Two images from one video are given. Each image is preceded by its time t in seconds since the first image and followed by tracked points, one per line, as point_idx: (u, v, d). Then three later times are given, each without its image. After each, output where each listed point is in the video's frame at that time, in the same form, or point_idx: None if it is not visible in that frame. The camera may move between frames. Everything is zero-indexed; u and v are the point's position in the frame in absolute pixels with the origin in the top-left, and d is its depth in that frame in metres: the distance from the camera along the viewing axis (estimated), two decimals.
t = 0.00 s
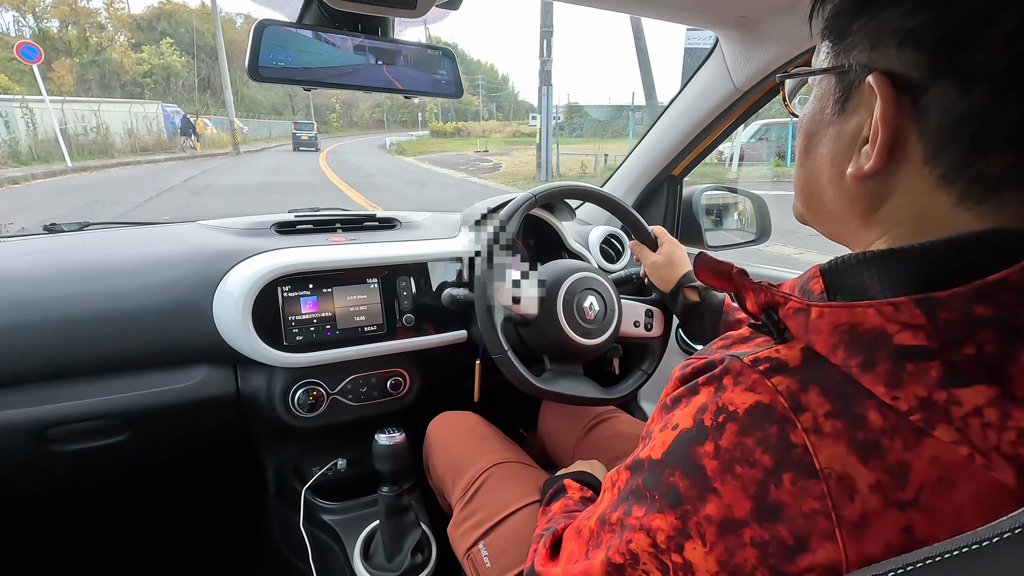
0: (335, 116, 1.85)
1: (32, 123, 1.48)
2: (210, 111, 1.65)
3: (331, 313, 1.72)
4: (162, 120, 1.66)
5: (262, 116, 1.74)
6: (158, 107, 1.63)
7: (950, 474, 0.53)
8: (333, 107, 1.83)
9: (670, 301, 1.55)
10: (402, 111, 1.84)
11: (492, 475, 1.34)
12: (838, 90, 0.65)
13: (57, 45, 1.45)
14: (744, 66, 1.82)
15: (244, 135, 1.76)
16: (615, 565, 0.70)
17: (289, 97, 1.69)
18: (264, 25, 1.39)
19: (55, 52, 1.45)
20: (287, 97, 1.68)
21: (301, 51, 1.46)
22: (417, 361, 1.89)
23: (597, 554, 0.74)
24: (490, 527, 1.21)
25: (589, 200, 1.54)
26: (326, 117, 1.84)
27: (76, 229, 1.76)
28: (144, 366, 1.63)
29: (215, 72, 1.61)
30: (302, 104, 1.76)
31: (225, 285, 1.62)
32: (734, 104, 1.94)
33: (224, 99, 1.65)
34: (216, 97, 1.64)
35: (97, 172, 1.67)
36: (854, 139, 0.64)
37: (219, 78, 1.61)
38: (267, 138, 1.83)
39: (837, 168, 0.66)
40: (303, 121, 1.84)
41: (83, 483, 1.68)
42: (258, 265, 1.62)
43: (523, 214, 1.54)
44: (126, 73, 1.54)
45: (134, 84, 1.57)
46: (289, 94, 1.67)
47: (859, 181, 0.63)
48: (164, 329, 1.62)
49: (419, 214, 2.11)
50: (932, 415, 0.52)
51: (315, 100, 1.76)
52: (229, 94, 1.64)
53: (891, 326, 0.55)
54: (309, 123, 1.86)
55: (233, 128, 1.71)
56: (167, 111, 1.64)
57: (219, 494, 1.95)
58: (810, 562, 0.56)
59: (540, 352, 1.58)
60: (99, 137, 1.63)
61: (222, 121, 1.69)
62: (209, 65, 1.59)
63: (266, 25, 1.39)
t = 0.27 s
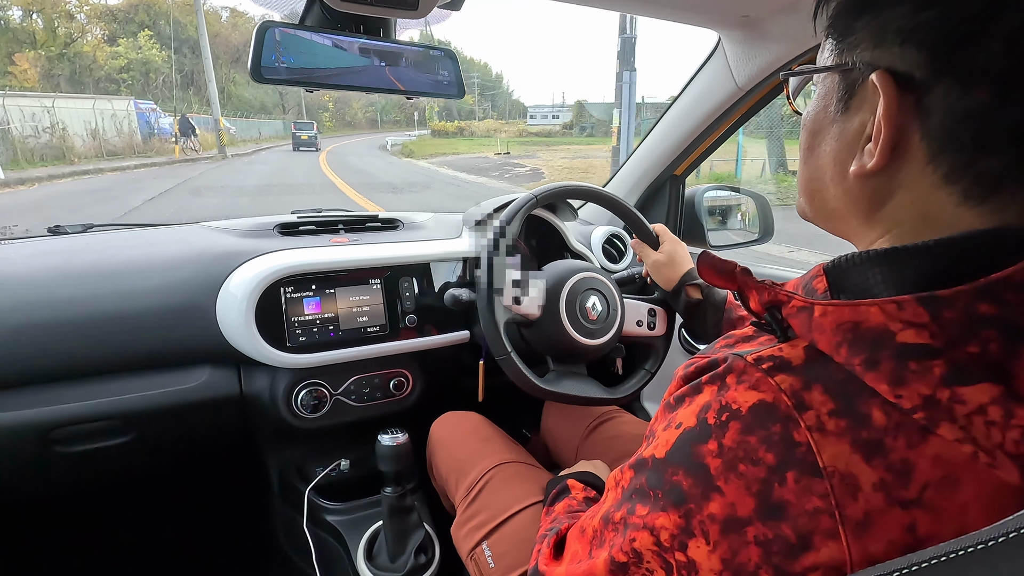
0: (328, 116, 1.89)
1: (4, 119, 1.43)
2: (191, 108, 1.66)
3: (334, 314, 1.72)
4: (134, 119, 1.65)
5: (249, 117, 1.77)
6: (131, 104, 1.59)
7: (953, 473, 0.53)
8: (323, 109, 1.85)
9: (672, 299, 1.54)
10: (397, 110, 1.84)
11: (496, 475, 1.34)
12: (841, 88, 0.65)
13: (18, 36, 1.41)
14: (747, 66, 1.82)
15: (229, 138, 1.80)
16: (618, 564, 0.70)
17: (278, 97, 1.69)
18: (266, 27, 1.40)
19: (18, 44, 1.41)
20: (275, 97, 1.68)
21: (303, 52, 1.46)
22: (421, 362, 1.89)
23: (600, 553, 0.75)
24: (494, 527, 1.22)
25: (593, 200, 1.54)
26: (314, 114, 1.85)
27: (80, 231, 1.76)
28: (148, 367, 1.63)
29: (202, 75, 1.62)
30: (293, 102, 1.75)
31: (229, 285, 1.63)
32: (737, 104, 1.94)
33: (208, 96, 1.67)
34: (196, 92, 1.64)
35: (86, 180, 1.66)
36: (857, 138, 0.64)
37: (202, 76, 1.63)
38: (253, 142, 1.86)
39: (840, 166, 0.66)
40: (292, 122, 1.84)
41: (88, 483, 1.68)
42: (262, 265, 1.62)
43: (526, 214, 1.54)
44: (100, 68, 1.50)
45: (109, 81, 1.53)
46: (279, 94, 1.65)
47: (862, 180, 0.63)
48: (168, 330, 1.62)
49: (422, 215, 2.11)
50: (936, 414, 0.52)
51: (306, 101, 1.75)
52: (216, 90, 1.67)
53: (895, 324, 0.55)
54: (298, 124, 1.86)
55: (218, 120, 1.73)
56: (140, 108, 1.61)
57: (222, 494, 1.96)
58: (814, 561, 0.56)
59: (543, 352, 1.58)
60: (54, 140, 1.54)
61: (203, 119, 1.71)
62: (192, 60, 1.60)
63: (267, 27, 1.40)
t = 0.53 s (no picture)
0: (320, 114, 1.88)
1: None
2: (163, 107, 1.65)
3: (336, 313, 1.72)
4: (99, 117, 1.63)
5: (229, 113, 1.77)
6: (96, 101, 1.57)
7: (956, 473, 0.53)
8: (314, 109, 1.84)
9: (673, 295, 1.54)
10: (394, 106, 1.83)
11: (497, 475, 1.34)
12: (840, 88, 0.65)
13: None
14: (748, 65, 1.82)
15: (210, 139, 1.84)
16: (620, 564, 0.70)
17: (265, 96, 1.68)
18: (267, 27, 1.39)
19: None
20: (261, 95, 1.67)
21: (303, 52, 1.47)
22: (422, 361, 1.89)
23: (602, 553, 0.75)
24: (495, 527, 1.22)
25: (593, 200, 1.54)
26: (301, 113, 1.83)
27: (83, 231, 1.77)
28: (150, 367, 1.63)
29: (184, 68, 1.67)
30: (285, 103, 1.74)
31: (230, 286, 1.63)
32: (738, 103, 1.94)
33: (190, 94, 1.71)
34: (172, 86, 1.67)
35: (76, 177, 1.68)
36: (855, 138, 0.63)
37: (180, 70, 1.67)
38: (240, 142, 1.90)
39: (839, 167, 0.65)
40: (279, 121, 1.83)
41: (90, 482, 1.69)
42: (263, 266, 1.62)
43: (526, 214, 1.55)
44: (66, 61, 1.52)
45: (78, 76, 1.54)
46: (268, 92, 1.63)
47: (860, 179, 0.63)
48: (170, 331, 1.62)
49: (424, 215, 2.11)
50: (937, 414, 0.52)
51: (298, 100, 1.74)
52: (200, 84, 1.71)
53: (895, 324, 0.55)
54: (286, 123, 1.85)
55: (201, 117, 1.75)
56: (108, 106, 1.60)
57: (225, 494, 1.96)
58: (816, 560, 0.56)
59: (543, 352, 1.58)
60: None
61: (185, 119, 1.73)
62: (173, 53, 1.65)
63: (269, 27, 1.39)
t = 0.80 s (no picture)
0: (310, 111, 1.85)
1: None
2: (130, 104, 1.63)
3: (336, 312, 1.72)
4: (52, 114, 1.59)
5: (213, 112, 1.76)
6: (47, 92, 1.55)
7: (957, 471, 0.53)
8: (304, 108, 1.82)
9: (674, 295, 1.55)
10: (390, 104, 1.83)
11: (498, 474, 1.34)
12: (844, 86, 0.65)
13: None
14: (749, 63, 1.82)
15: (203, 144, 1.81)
16: (620, 562, 0.70)
17: (250, 93, 1.67)
18: (268, 25, 1.38)
19: None
20: (245, 90, 1.64)
21: (303, 50, 1.46)
22: (423, 360, 1.89)
23: (603, 551, 0.75)
24: (496, 526, 1.22)
25: (595, 198, 1.54)
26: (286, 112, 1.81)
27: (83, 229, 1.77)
28: (151, 365, 1.63)
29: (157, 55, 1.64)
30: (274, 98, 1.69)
31: (231, 284, 1.63)
32: (740, 102, 1.94)
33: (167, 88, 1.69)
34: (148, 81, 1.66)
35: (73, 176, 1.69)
36: (859, 135, 0.64)
37: (156, 63, 1.65)
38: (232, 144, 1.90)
39: (841, 164, 0.66)
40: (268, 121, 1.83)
41: (91, 480, 1.69)
42: (265, 264, 1.63)
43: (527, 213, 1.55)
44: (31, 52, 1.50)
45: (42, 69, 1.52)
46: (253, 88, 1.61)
47: (865, 177, 0.63)
48: (171, 329, 1.62)
49: (424, 214, 2.11)
50: (939, 413, 0.52)
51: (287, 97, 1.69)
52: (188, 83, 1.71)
53: (898, 323, 0.54)
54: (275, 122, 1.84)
55: (179, 115, 1.72)
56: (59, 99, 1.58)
57: (225, 493, 1.97)
58: (816, 559, 0.56)
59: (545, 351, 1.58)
60: None
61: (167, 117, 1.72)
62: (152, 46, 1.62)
63: (269, 25, 1.39)
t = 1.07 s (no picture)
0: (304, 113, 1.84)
1: None
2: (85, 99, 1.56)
3: (336, 316, 1.72)
4: None
5: (196, 112, 1.76)
6: None
7: (957, 476, 0.52)
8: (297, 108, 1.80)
9: (671, 296, 1.54)
10: (386, 106, 1.81)
11: (498, 479, 1.34)
12: (844, 92, 0.65)
13: None
14: (749, 68, 1.82)
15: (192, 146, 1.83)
16: (620, 568, 0.70)
17: (235, 91, 1.69)
18: (268, 29, 1.39)
19: None
20: (230, 86, 1.67)
21: (304, 54, 1.47)
22: (423, 364, 1.89)
23: (603, 556, 0.74)
24: (496, 530, 1.21)
25: (595, 202, 1.54)
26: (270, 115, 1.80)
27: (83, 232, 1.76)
28: (151, 368, 1.63)
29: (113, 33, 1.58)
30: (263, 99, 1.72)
31: (230, 288, 1.63)
32: (740, 106, 1.94)
33: (128, 78, 1.63)
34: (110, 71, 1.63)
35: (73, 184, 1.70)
36: (859, 142, 0.63)
37: (117, 42, 1.59)
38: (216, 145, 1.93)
39: (841, 170, 0.66)
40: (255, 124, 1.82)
41: (90, 484, 1.69)
42: (265, 268, 1.62)
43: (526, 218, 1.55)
44: None
45: None
46: (239, 84, 1.65)
47: (865, 183, 0.63)
48: (170, 333, 1.62)
49: (424, 218, 2.11)
50: (940, 418, 0.52)
51: (275, 97, 1.67)
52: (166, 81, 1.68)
53: (898, 328, 0.54)
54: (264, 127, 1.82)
55: (145, 110, 1.66)
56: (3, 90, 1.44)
57: (224, 496, 1.96)
58: (817, 565, 0.56)
59: (545, 355, 1.58)
60: None
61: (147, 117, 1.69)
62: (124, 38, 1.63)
63: (270, 29, 1.40)
